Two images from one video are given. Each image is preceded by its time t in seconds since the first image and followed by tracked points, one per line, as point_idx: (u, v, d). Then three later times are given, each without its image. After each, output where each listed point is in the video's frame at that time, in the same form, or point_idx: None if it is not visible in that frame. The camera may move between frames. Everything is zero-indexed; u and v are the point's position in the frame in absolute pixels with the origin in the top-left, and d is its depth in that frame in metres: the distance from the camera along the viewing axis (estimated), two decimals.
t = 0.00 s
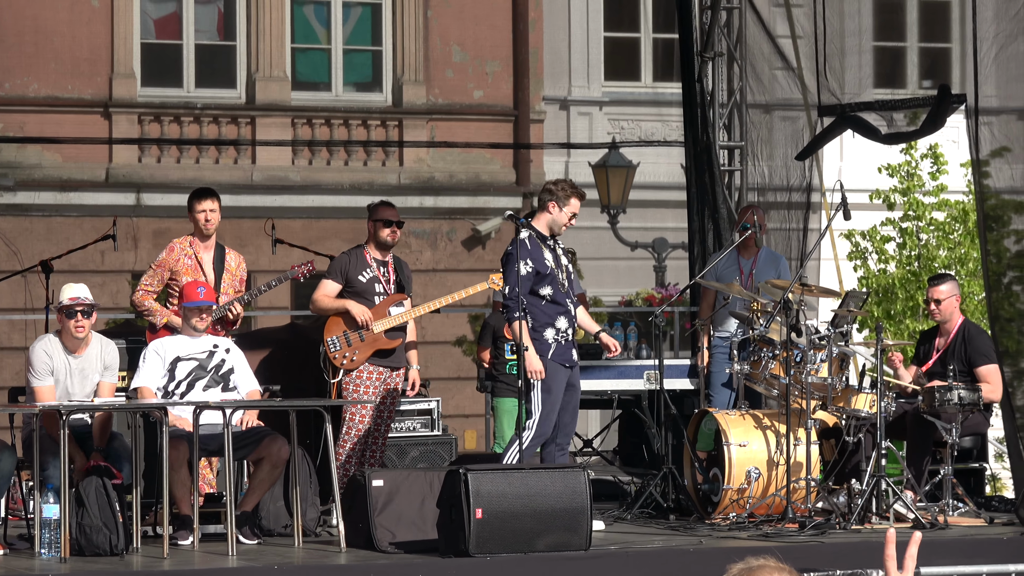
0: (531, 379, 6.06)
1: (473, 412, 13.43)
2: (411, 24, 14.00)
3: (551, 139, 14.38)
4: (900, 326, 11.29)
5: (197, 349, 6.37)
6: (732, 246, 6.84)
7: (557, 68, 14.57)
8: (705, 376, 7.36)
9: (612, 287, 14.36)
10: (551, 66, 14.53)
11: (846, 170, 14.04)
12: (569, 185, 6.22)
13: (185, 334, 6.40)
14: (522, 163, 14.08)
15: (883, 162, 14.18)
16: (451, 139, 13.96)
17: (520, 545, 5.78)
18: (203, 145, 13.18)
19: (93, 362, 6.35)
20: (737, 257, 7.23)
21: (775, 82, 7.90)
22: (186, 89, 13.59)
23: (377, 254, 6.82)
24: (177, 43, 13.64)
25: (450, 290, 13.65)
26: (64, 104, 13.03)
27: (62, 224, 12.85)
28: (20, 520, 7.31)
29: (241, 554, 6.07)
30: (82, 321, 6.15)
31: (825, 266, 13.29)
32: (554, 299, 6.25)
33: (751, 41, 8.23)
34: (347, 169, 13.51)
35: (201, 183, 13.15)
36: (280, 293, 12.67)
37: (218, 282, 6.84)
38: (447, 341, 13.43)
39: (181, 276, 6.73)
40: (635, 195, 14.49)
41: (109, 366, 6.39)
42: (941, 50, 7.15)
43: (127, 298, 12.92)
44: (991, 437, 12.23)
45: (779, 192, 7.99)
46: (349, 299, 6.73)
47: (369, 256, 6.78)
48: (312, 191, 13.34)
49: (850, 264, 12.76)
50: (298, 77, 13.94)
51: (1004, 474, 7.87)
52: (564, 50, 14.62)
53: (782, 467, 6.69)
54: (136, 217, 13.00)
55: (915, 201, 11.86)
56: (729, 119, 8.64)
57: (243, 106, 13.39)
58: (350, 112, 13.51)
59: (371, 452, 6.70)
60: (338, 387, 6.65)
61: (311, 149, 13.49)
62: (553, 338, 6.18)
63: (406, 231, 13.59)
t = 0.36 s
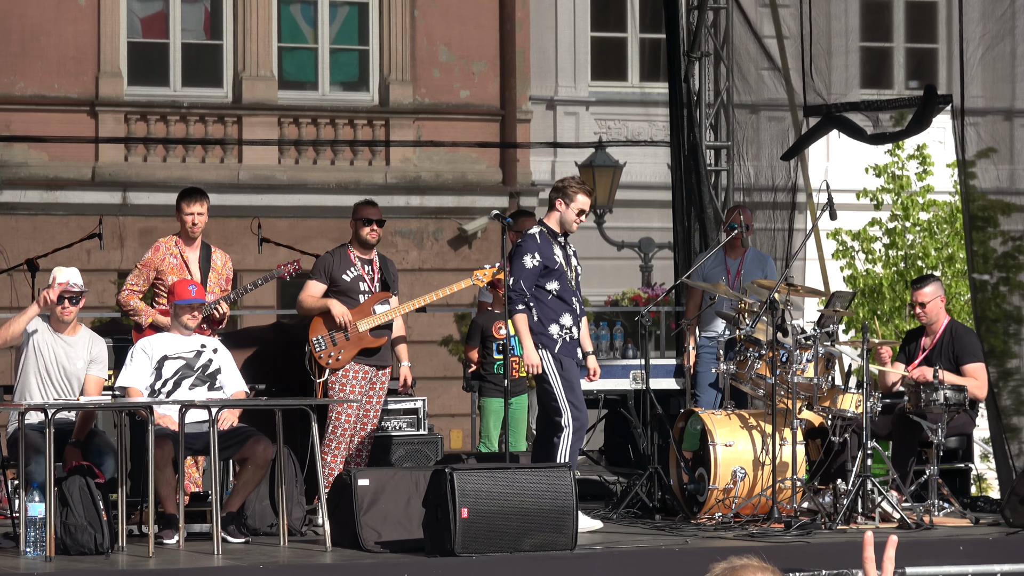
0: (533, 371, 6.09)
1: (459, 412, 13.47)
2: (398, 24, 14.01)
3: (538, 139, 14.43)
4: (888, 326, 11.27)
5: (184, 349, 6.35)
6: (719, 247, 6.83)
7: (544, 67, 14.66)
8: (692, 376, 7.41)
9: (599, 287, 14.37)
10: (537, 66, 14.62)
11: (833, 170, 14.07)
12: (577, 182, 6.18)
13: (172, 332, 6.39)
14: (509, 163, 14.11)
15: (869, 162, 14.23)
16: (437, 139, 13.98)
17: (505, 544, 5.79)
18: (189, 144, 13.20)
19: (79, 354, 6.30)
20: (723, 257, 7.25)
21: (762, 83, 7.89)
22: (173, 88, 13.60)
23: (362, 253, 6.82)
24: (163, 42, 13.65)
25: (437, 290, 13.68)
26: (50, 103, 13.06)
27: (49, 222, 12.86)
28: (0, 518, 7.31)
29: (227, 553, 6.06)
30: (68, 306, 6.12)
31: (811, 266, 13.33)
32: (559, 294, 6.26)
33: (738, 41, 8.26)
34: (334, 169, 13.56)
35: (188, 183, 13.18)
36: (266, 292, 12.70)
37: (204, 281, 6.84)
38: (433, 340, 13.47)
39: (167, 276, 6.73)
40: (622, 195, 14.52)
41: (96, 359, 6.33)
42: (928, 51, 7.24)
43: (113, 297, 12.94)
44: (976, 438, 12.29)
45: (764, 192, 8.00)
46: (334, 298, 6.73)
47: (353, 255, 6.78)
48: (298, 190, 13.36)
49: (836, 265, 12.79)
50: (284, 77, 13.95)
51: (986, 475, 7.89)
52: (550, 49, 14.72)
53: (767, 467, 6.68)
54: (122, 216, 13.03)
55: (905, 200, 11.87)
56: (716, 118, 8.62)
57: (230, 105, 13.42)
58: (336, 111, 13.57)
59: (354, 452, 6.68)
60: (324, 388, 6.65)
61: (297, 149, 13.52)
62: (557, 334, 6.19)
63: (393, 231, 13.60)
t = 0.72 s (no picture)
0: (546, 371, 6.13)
1: (446, 410, 13.56)
2: (383, 23, 14.14)
3: (524, 136, 14.52)
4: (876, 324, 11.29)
5: (170, 348, 6.33)
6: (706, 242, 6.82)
7: (530, 65, 14.74)
8: (679, 374, 7.41)
9: (589, 285, 14.35)
10: (523, 63, 14.70)
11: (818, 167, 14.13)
12: (580, 179, 6.25)
13: (159, 332, 6.38)
14: (495, 161, 14.22)
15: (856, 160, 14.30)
16: (423, 137, 14.08)
17: (491, 542, 5.77)
18: (175, 143, 13.34)
19: (66, 353, 6.28)
20: (710, 256, 7.26)
21: (748, 80, 7.98)
22: (158, 87, 13.83)
23: (345, 251, 6.83)
24: (149, 41, 13.85)
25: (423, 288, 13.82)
26: (36, 102, 13.18)
27: (34, 222, 12.93)
28: None
29: (213, 552, 6.04)
30: (58, 304, 6.18)
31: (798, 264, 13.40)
32: (571, 295, 6.33)
33: (724, 39, 8.31)
34: (320, 167, 13.68)
35: (174, 182, 13.27)
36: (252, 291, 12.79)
37: (190, 279, 6.83)
38: (419, 339, 13.62)
39: (154, 274, 6.72)
40: (608, 193, 14.56)
41: (82, 358, 6.32)
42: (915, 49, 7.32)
43: (99, 296, 13.04)
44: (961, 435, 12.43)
45: (750, 189, 8.06)
46: (319, 297, 6.72)
47: (337, 253, 6.79)
48: (283, 188, 13.44)
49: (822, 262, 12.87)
50: (270, 74, 14.12)
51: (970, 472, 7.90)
52: (536, 45, 14.79)
53: (754, 466, 6.68)
54: (107, 215, 13.10)
55: (890, 199, 11.80)
56: (702, 116, 8.71)
57: (216, 104, 13.56)
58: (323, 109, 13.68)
59: (340, 451, 6.68)
60: (311, 386, 6.64)
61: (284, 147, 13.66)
62: (569, 334, 6.26)
63: (379, 229, 13.72)
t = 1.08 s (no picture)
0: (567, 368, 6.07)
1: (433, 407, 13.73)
2: (370, 20, 14.30)
3: (512, 134, 15.08)
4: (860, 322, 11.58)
5: (156, 344, 6.33)
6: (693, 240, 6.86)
7: (517, 63, 15.26)
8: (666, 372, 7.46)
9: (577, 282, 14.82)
10: (511, 61, 15.23)
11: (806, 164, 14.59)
12: (581, 174, 6.23)
13: (144, 329, 6.38)
14: (483, 158, 14.54)
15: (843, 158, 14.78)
16: (410, 135, 14.29)
17: (479, 540, 5.69)
18: (162, 140, 13.54)
19: (54, 352, 6.26)
20: (697, 253, 7.28)
21: (736, 78, 8.10)
22: (145, 83, 13.95)
23: (331, 249, 6.82)
24: (136, 37, 13.96)
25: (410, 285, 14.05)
26: (24, 99, 13.40)
27: (21, 218, 13.17)
28: None
29: (199, 549, 6.00)
30: (50, 301, 6.12)
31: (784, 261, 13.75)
32: (580, 291, 6.29)
33: (711, 36, 8.41)
34: (307, 164, 13.90)
35: (160, 178, 13.49)
36: (238, 288, 12.97)
37: (177, 275, 6.85)
38: (406, 335, 13.82)
39: (140, 271, 6.73)
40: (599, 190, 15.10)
41: (70, 357, 6.30)
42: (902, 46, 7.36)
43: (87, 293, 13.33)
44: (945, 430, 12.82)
45: (737, 187, 8.19)
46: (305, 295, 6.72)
47: (323, 251, 6.79)
48: (270, 185, 13.69)
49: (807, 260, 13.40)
50: (257, 71, 14.27)
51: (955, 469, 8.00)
52: (524, 45, 15.30)
53: (741, 462, 6.70)
54: (95, 211, 13.35)
55: (877, 196, 12.11)
56: (690, 114, 8.63)
57: (203, 101, 13.75)
58: (310, 107, 13.92)
59: (328, 448, 6.70)
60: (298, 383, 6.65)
61: (271, 144, 13.89)
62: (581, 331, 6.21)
63: (367, 226, 14.00)
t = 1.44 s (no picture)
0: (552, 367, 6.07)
1: (422, 405, 13.81)
2: (359, 18, 14.31)
3: (500, 132, 15.17)
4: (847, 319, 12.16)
5: (146, 342, 6.31)
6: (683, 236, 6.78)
7: (505, 60, 15.31)
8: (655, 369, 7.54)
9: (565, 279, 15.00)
10: (498, 59, 15.25)
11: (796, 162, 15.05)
12: (581, 169, 6.22)
13: (134, 328, 6.36)
14: (472, 155, 14.67)
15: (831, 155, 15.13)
16: (398, 134, 14.33)
17: (467, 538, 5.65)
18: (151, 138, 13.59)
19: (43, 351, 6.25)
20: (686, 251, 7.36)
21: (724, 75, 8.20)
22: (134, 82, 13.96)
23: (321, 247, 6.82)
24: (124, 35, 13.96)
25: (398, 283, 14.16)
26: (13, 97, 13.43)
27: (9, 216, 13.26)
28: None
29: (189, 548, 5.94)
30: (38, 298, 6.07)
31: (773, 258, 13.95)
32: (577, 288, 6.28)
33: (700, 33, 8.48)
34: (296, 163, 13.92)
35: (149, 176, 13.52)
36: (227, 285, 13.04)
37: (166, 275, 6.85)
38: (395, 334, 13.89)
39: (130, 270, 6.72)
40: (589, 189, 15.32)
41: (60, 356, 6.29)
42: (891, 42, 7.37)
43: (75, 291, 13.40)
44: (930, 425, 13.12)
45: (725, 185, 8.30)
46: (296, 293, 6.71)
47: (314, 249, 6.79)
48: (259, 183, 13.78)
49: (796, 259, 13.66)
50: (245, 70, 14.28)
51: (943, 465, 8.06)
52: (512, 43, 15.34)
53: (730, 459, 6.69)
54: (83, 210, 13.45)
55: (865, 194, 12.57)
56: (679, 110, 8.78)
57: (191, 99, 13.79)
58: (299, 105, 13.92)
59: (316, 447, 6.70)
60: (289, 382, 6.63)
61: (259, 142, 13.92)
62: (578, 328, 6.20)
63: (356, 223, 14.09)
